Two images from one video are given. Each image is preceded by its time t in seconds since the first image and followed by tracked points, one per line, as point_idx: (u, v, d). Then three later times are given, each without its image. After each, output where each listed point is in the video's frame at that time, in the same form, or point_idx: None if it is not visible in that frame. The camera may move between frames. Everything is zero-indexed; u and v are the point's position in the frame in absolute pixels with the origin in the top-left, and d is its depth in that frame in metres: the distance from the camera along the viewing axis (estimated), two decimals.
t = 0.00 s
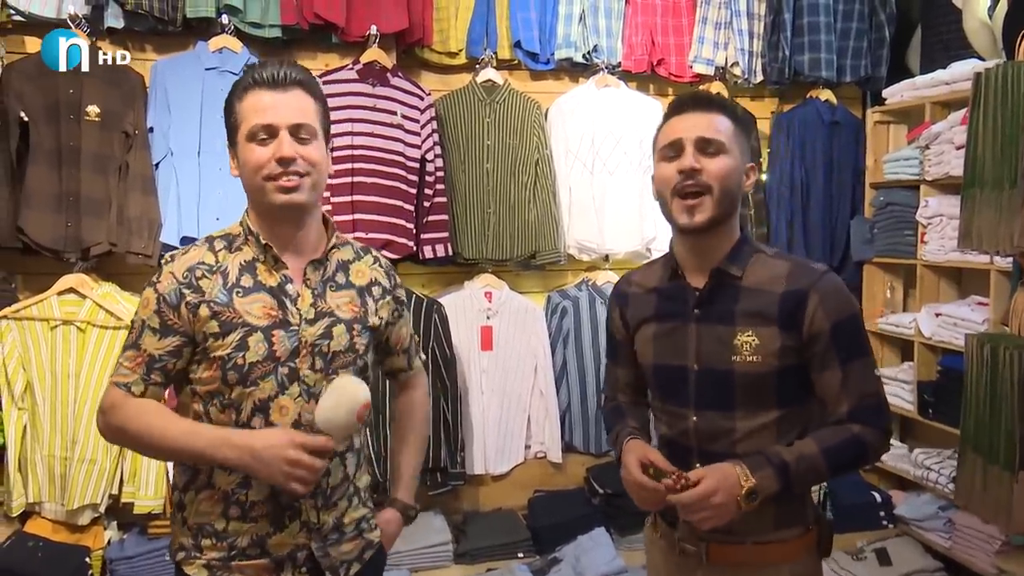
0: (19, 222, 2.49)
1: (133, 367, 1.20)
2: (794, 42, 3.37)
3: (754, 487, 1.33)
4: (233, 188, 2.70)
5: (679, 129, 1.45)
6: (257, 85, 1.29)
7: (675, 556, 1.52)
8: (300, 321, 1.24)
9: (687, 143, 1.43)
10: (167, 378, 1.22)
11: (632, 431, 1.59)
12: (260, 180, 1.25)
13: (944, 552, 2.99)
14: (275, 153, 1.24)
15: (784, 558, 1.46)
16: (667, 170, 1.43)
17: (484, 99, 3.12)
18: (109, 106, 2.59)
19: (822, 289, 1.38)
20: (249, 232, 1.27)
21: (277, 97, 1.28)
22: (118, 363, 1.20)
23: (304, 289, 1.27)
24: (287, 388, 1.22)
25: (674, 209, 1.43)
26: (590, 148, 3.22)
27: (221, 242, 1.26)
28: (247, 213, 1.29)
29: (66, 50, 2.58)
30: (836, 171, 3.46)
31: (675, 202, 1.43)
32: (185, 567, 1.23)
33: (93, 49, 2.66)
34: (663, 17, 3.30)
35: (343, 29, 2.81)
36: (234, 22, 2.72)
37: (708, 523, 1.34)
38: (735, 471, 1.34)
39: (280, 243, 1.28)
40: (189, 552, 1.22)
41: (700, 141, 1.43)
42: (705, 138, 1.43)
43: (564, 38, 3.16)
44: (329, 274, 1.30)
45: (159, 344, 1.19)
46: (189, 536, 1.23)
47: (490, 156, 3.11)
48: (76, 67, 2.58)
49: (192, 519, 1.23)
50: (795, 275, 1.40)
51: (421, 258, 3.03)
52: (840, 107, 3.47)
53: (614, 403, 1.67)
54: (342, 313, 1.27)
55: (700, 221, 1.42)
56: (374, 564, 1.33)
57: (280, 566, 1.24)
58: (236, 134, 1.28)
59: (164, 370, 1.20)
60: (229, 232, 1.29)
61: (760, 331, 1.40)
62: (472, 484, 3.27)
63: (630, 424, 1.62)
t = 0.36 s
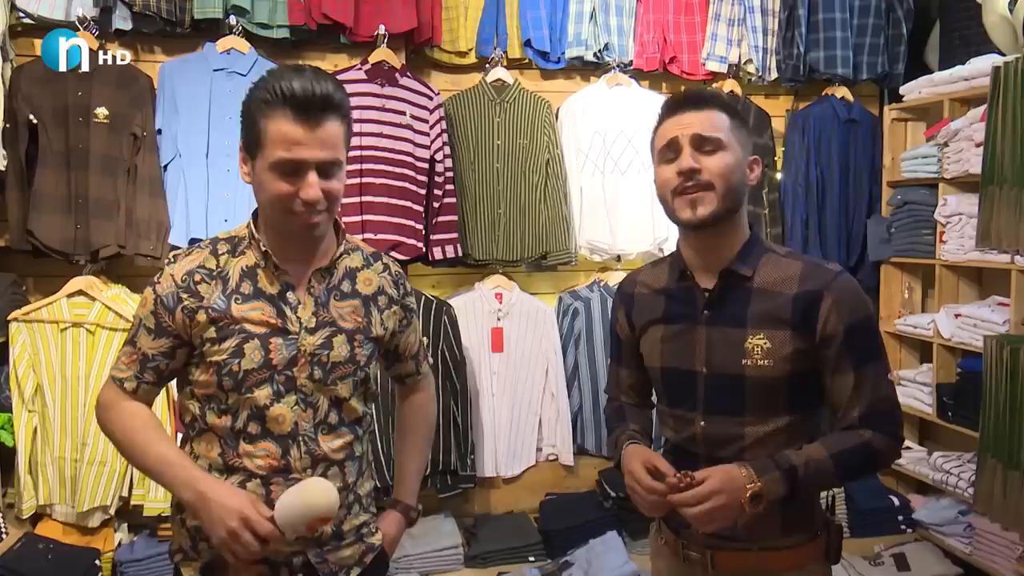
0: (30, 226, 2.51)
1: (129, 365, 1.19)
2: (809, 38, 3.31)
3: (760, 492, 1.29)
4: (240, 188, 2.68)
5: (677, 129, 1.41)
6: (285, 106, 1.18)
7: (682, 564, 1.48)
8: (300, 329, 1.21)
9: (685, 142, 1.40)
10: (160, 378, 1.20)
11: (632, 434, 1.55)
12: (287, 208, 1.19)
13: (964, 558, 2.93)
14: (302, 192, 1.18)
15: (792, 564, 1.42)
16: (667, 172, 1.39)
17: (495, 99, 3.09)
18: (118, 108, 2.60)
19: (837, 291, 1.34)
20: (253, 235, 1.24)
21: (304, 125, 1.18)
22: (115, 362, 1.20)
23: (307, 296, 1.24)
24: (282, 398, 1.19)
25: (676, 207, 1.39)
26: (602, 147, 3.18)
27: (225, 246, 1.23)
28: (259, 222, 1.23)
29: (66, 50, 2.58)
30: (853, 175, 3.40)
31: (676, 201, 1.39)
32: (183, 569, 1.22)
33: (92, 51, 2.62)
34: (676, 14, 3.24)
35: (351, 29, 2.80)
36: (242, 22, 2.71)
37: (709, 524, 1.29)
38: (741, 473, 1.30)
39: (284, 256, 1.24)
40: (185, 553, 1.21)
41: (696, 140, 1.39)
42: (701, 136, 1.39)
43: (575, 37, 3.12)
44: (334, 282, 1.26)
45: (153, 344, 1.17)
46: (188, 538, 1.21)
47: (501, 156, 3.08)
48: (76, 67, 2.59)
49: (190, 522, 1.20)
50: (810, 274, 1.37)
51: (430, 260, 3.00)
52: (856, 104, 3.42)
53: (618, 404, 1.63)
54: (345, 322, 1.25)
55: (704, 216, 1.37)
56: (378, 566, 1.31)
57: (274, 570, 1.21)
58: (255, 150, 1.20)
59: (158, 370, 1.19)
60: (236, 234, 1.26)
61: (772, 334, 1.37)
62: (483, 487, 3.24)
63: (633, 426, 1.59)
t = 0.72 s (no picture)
0: (35, 226, 2.52)
1: (146, 370, 1.16)
2: (815, 40, 3.31)
3: (757, 506, 1.29)
4: (243, 188, 2.68)
5: (703, 121, 1.41)
6: (341, 133, 1.16)
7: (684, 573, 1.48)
8: (321, 325, 1.24)
9: (708, 134, 1.40)
10: (180, 383, 1.18)
11: (639, 440, 1.55)
12: (318, 231, 1.18)
13: (967, 561, 2.92)
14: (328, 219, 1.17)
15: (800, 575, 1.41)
16: (684, 163, 1.40)
17: (499, 100, 3.09)
18: (123, 108, 2.59)
19: (839, 301, 1.33)
20: (269, 232, 1.23)
21: (362, 165, 1.16)
22: (130, 366, 1.15)
23: (322, 291, 1.27)
24: (308, 393, 1.21)
25: (686, 206, 1.38)
26: (607, 148, 3.17)
27: (240, 243, 1.22)
28: (287, 226, 1.21)
29: (66, 50, 2.59)
30: (858, 177, 3.39)
31: (687, 199, 1.39)
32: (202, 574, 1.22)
33: (92, 49, 2.62)
34: (681, 15, 3.24)
35: (356, 30, 2.80)
36: (247, 23, 2.71)
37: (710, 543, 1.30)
38: (738, 489, 1.30)
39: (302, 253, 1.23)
40: (204, 560, 1.22)
41: (720, 135, 1.39)
42: (723, 132, 1.39)
43: (581, 38, 3.12)
44: (345, 279, 1.31)
45: (176, 347, 1.15)
46: (206, 543, 1.22)
47: (505, 158, 3.08)
48: (76, 67, 2.59)
49: (209, 527, 1.21)
50: (813, 282, 1.36)
51: (434, 261, 3.00)
52: (862, 106, 3.41)
53: (620, 407, 1.63)
54: (358, 318, 1.30)
55: (714, 221, 1.36)
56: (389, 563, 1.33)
57: (299, 569, 1.24)
58: (305, 162, 1.17)
59: (180, 374, 1.16)
60: (246, 232, 1.24)
61: (771, 344, 1.36)
62: (486, 488, 3.25)
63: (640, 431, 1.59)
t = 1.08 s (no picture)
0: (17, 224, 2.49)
1: (140, 378, 1.17)
2: (795, 48, 3.38)
3: (753, 521, 1.30)
4: (230, 187, 2.69)
5: (710, 124, 1.46)
6: (331, 156, 1.16)
7: None
8: (322, 328, 1.28)
9: (719, 139, 1.44)
10: (174, 390, 1.20)
11: (626, 449, 1.56)
12: (336, 245, 1.22)
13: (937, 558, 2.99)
14: (334, 237, 1.21)
15: None
16: (697, 166, 1.43)
17: (485, 103, 3.12)
18: (108, 106, 2.59)
19: (839, 311, 1.36)
20: (266, 238, 1.25)
21: (351, 178, 1.17)
22: (123, 373, 1.17)
23: (321, 292, 1.30)
24: (311, 396, 1.24)
25: (696, 207, 1.42)
26: (591, 152, 3.22)
27: (238, 251, 1.23)
28: (286, 233, 1.23)
29: (66, 49, 2.59)
30: (835, 183, 3.46)
31: (697, 201, 1.42)
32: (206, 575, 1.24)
33: (92, 50, 2.66)
34: (664, 22, 3.30)
35: (344, 31, 2.81)
36: (235, 23, 2.72)
37: (703, 558, 1.31)
38: (733, 503, 1.31)
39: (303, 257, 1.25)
40: (207, 559, 1.24)
41: (732, 138, 1.44)
42: (737, 135, 1.44)
43: (566, 42, 3.16)
44: (341, 278, 1.35)
45: (170, 357, 1.17)
46: (208, 543, 1.24)
47: (490, 160, 3.11)
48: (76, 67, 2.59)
49: (212, 527, 1.23)
50: (814, 290, 1.40)
51: (419, 261, 3.02)
52: (840, 114, 3.49)
53: (607, 414, 1.66)
54: (356, 317, 1.34)
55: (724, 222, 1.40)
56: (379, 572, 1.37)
57: (303, 569, 1.27)
58: (298, 188, 1.18)
59: (173, 382, 1.18)
60: (241, 239, 1.25)
61: (768, 353, 1.39)
62: (468, 488, 3.26)
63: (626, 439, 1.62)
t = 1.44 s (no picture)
0: None
1: (145, 355, 1.21)
2: (764, 49, 3.48)
3: (758, 518, 1.30)
4: (213, 187, 2.70)
5: (715, 114, 1.47)
6: (358, 168, 1.19)
7: None
8: (317, 325, 1.31)
9: (722, 129, 1.46)
10: (177, 369, 1.24)
11: (625, 445, 1.57)
12: (347, 253, 1.25)
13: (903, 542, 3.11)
14: (347, 241, 1.24)
15: None
16: (700, 155, 1.45)
17: (463, 102, 3.16)
18: (87, 105, 2.58)
19: (846, 304, 1.37)
20: (275, 234, 1.29)
21: (378, 195, 1.20)
22: (130, 350, 1.22)
23: (319, 296, 1.32)
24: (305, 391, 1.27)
25: (697, 198, 1.44)
26: (567, 150, 3.27)
27: (248, 242, 1.28)
28: (298, 233, 1.26)
29: (66, 50, 2.55)
30: (803, 181, 3.55)
31: (697, 192, 1.45)
32: (193, 563, 1.26)
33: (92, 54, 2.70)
34: (639, 23, 3.37)
35: (324, 30, 2.83)
36: (215, 22, 2.72)
37: (708, 555, 1.29)
38: (739, 499, 1.31)
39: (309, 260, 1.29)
40: (195, 548, 1.26)
41: (735, 128, 1.45)
42: (739, 126, 1.45)
43: (543, 42, 3.21)
44: (343, 283, 1.37)
45: (175, 336, 1.21)
46: (197, 532, 1.26)
47: (469, 159, 3.15)
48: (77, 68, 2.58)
49: (202, 516, 1.26)
50: (821, 284, 1.40)
51: (399, 258, 3.05)
52: (807, 113, 3.58)
53: (606, 412, 1.67)
54: (354, 320, 1.38)
55: (724, 214, 1.42)
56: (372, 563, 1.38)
57: (287, 561, 1.29)
58: (322, 192, 1.21)
59: (176, 363, 1.22)
60: (254, 232, 1.30)
61: (772, 346, 1.40)
62: (449, 482, 3.31)
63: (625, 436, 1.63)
